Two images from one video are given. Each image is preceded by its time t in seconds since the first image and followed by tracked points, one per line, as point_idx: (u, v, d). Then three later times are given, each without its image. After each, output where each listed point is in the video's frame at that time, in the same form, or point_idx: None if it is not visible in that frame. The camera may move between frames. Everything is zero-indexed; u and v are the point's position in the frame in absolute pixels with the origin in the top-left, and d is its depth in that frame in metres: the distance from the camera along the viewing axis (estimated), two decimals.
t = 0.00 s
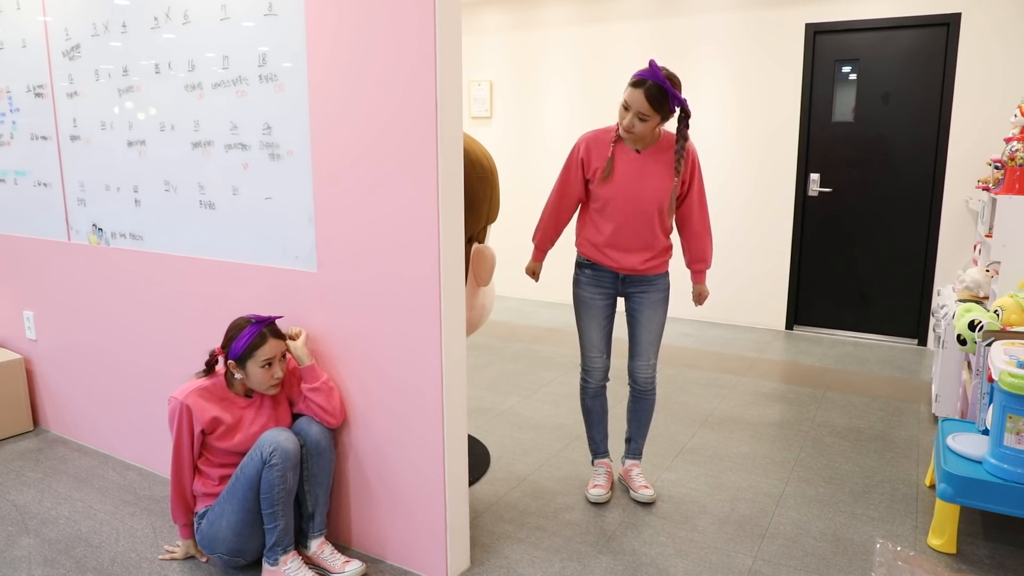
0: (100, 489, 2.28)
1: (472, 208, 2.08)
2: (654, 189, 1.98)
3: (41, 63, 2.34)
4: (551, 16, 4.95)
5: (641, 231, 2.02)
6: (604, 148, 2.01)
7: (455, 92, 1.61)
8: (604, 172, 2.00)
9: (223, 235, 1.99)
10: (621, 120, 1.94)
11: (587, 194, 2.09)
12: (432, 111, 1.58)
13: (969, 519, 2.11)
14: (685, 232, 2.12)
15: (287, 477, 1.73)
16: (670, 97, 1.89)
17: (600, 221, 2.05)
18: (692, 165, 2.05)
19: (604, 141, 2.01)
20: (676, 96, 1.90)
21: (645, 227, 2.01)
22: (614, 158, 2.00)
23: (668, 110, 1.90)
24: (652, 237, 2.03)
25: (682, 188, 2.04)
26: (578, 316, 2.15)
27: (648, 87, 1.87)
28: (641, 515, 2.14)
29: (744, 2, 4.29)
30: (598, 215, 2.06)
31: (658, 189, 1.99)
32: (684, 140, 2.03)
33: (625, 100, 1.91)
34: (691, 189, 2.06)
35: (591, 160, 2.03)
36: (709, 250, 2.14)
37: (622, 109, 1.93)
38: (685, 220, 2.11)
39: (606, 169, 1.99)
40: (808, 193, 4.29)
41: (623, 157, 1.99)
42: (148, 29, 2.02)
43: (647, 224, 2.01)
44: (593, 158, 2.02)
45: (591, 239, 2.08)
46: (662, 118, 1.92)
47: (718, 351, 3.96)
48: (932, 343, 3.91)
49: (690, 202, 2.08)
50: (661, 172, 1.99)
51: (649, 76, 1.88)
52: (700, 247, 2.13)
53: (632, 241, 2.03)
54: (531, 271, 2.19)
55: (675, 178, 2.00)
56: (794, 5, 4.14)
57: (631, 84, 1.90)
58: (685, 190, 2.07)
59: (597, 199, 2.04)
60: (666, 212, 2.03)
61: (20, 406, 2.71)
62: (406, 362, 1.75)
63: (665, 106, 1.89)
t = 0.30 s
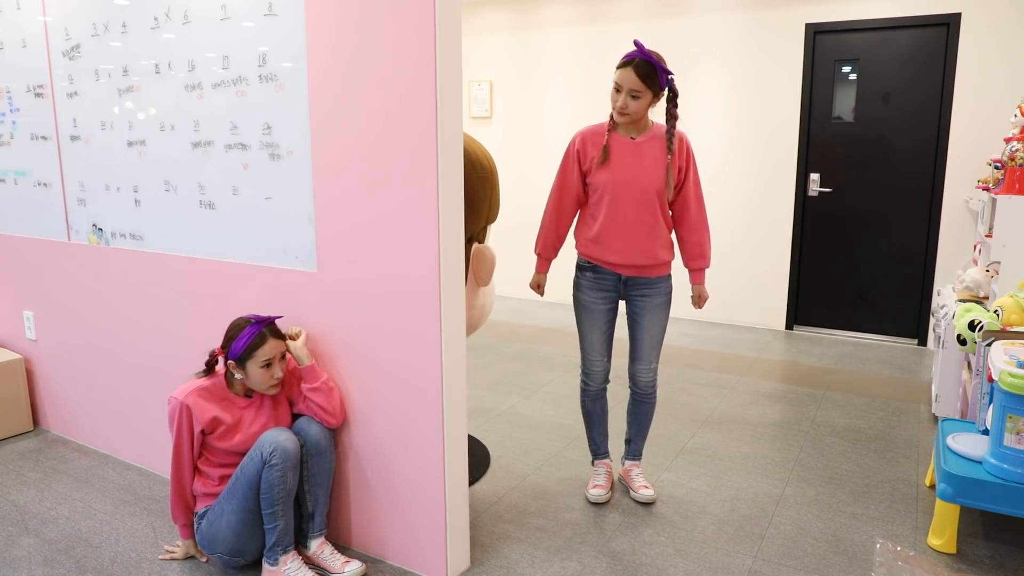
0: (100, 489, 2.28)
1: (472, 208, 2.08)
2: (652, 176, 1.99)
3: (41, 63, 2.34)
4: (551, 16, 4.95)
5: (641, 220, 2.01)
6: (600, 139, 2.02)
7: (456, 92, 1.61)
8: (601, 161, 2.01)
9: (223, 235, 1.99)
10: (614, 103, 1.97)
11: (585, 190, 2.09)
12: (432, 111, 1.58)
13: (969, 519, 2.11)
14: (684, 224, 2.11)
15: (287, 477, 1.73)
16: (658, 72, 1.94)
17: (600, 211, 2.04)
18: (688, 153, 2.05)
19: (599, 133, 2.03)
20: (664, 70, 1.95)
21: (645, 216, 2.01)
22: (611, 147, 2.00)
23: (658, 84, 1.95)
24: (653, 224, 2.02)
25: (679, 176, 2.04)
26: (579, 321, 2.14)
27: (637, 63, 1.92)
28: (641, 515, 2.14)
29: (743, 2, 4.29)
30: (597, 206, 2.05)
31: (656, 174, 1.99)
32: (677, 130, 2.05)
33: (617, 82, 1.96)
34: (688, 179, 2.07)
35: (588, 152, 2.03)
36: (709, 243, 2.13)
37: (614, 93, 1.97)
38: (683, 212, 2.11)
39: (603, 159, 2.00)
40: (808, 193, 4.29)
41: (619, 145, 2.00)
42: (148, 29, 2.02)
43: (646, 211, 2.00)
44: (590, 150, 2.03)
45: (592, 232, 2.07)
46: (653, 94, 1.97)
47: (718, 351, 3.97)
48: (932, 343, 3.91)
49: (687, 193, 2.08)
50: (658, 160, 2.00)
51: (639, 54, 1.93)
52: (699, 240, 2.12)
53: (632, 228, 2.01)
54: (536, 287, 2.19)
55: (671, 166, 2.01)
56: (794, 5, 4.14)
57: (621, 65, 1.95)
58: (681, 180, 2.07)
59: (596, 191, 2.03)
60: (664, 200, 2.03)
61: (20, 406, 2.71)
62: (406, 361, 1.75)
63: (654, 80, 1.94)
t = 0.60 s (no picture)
0: (100, 489, 2.28)
1: (472, 208, 2.08)
2: (652, 172, 1.99)
3: (41, 63, 2.34)
4: (551, 16, 4.95)
5: (643, 216, 2.00)
6: (599, 139, 2.03)
7: (456, 92, 1.61)
8: (601, 159, 2.01)
9: (223, 235, 1.99)
10: (616, 97, 1.98)
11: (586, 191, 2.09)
12: (432, 111, 1.58)
13: (969, 519, 2.11)
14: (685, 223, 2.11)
15: (288, 477, 1.73)
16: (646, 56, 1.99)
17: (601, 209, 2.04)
18: (687, 151, 2.06)
19: (597, 133, 2.04)
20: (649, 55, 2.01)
21: (645, 212, 2.00)
22: (610, 145, 2.01)
23: (650, 67, 1.99)
24: (655, 220, 2.01)
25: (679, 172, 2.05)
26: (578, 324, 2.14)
27: (629, 52, 1.96)
28: (641, 515, 2.14)
29: (743, 2, 4.29)
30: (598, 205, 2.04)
31: (656, 170, 1.99)
32: (675, 128, 2.06)
33: (613, 77, 1.98)
34: (688, 176, 2.07)
35: (588, 152, 2.04)
36: (710, 241, 2.13)
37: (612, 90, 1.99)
38: (685, 211, 2.11)
39: (603, 158, 2.00)
40: (808, 193, 4.29)
41: (618, 142, 2.00)
42: (148, 29, 2.02)
43: (646, 208, 2.00)
44: (590, 150, 2.04)
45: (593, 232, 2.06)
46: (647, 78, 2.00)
47: (718, 351, 3.97)
48: (932, 343, 3.91)
49: (688, 190, 2.08)
50: (657, 157, 2.00)
51: (627, 46, 1.97)
52: (701, 238, 2.11)
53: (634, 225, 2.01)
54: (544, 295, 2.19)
55: (671, 163, 2.01)
56: (794, 5, 4.14)
57: (611, 62, 1.98)
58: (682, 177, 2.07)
59: (596, 190, 2.03)
60: (665, 197, 2.02)
61: (20, 406, 2.71)
62: (406, 361, 1.75)
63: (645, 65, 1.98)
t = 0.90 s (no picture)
0: (100, 489, 2.28)
1: (472, 208, 2.08)
2: (654, 172, 1.99)
3: (41, 63, 2.34)
4: (551, 16, 4.95)
5: (645, 216, 2.00)
6: (601, 140, 2.03)
7: (456, 92, 1.61)
8: (603, 160, 2.01)
9: (223, 235, 1.99)
10: (623, 94, 1.99)
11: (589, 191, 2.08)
12: (432, 111, 1.58)
13: (970, 519, 2.11)
14: (686, 224, 2.11)
15: (287, 477, 1.73)
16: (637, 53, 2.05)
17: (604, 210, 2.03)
18: (688, 152, 2.06)
19: (599, 134, 2.04)
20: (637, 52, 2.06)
21: (646, 212, 2.00)
22: (612, 146, 2.01)
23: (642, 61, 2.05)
24: (657, 220, 2.01)
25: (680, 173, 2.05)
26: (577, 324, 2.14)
27: (622, 51, 2.00)
28: (641, 515, 2.14)
29: (743, 2, 4.29)
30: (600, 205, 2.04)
31: (657, 170, 1.99)
32: (676, 129, 2.07)
33: (614, 76, 2.00)
34: (689, 177, 2.07)
35: (590, 152, 2.04)
36: (710, 242, 2.13)
37: (615, 89, 2.01)
38: (686, 212, 2.11)
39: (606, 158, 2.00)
40: (808, 193, 4.29)
41: (620, 143, 2.00)
42: (148, 29, 2.02)
43: (648, 208, 2.00)
44: (593, 150, 2.04)
45: (595, 232, 2.06)
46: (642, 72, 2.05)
47: (718, 351, 3.97)
48: (932, 343, 3.91)
49: (689, 191, 2.08)
50: (658, 157, 2.00)
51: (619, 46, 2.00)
52: (700, 238, 2.12)
53: (636, 225, 2.01)
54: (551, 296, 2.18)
55: (672, 163, 2.02)
56: (794, 5, 4.14)
57: (607, 64, 2.01)
58: (683, 177, 2.07)
59: (599, 190, 2.03)
60: (667, 197, 2.03)
61: (20, 406, 2.71)
62: (406, 361, 1.75)
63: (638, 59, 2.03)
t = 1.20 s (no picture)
0: (100, 489, 2.28)
1: (472, 208, 2.08)
2: (656, 171, 1.99)
3: (41, 63, 2.34)
4: (551, 16, 4.95)
5: (648, 216, 2.01)
6: (602, 138, 2.03)
7: (455, 92, 1.61)
8: (605, 159, 2.01)
9: (223, 235, 1.99)
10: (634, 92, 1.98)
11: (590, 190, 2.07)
12: (432, 111, 1.58)
13: (969, 519, 2.11)
14: (685, 223, 2.12)
15: (283, 480, 1.72)
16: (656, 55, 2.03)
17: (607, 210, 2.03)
18: (686, 151, 2.07)
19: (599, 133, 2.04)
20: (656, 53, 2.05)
21: (651, 212, 2.01)
22: (613, 145, 2.00)
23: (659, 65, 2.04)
24: (660, 219, 2.02)
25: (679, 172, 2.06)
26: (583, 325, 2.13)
27: (645, 50, 1.98)
28: (641, 515, 2.14)
29: (743, 2, 4.29)
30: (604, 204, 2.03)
31: (659, 169, 2.00)
32: (673, 129, 2.08)
33: (630, 72, 1.98)
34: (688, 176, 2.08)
35: (591, 151, 2.03)
36: (708, 242, 2.14)
37: (628, 86, 1.99)
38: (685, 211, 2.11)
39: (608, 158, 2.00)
40: (808, 193, 4.29)
41: (621, 142, 2.00)
42: (148, 29, 2.02)
43: (651, 208, 2.00)
44: (594, 149, 2.03)
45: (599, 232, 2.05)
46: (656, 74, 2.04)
47: (718, 351, 3.97)
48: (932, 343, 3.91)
49: (688, 190, 2.09)
50: (659, 156, 2.01)
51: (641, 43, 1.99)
52: (698, 238, 2.12)
53: (640, 224, 2.01)
54: (555, 298, 2.17)
55: (672, 162, 2.03)
56: (794, 5, 4.14)
57: (627, 58, 1.98)
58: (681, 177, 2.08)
59: (602, 190, 2.03)
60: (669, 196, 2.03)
61: (20, 406, 2.71)
62: (406, 361, 1.75)
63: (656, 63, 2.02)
